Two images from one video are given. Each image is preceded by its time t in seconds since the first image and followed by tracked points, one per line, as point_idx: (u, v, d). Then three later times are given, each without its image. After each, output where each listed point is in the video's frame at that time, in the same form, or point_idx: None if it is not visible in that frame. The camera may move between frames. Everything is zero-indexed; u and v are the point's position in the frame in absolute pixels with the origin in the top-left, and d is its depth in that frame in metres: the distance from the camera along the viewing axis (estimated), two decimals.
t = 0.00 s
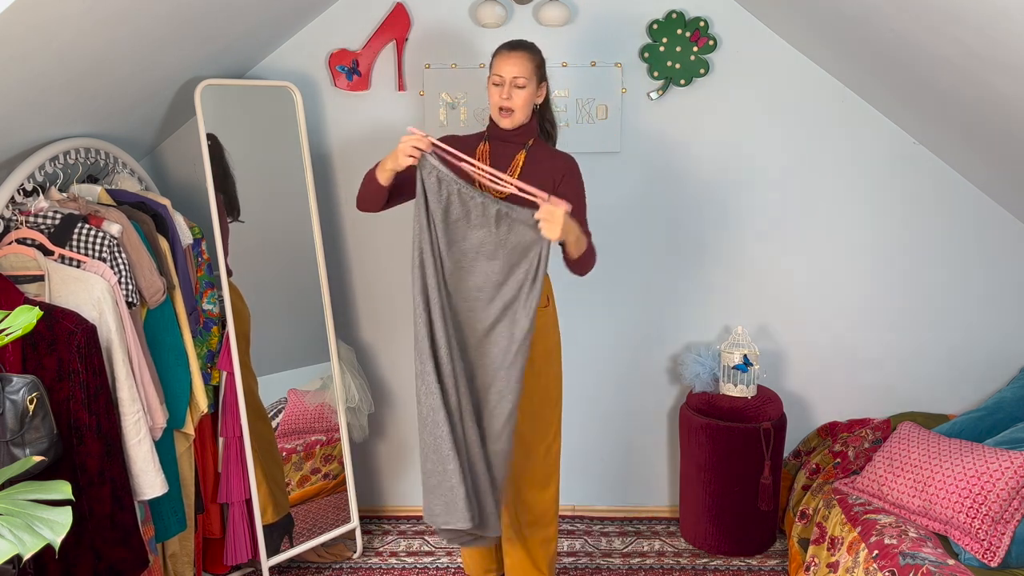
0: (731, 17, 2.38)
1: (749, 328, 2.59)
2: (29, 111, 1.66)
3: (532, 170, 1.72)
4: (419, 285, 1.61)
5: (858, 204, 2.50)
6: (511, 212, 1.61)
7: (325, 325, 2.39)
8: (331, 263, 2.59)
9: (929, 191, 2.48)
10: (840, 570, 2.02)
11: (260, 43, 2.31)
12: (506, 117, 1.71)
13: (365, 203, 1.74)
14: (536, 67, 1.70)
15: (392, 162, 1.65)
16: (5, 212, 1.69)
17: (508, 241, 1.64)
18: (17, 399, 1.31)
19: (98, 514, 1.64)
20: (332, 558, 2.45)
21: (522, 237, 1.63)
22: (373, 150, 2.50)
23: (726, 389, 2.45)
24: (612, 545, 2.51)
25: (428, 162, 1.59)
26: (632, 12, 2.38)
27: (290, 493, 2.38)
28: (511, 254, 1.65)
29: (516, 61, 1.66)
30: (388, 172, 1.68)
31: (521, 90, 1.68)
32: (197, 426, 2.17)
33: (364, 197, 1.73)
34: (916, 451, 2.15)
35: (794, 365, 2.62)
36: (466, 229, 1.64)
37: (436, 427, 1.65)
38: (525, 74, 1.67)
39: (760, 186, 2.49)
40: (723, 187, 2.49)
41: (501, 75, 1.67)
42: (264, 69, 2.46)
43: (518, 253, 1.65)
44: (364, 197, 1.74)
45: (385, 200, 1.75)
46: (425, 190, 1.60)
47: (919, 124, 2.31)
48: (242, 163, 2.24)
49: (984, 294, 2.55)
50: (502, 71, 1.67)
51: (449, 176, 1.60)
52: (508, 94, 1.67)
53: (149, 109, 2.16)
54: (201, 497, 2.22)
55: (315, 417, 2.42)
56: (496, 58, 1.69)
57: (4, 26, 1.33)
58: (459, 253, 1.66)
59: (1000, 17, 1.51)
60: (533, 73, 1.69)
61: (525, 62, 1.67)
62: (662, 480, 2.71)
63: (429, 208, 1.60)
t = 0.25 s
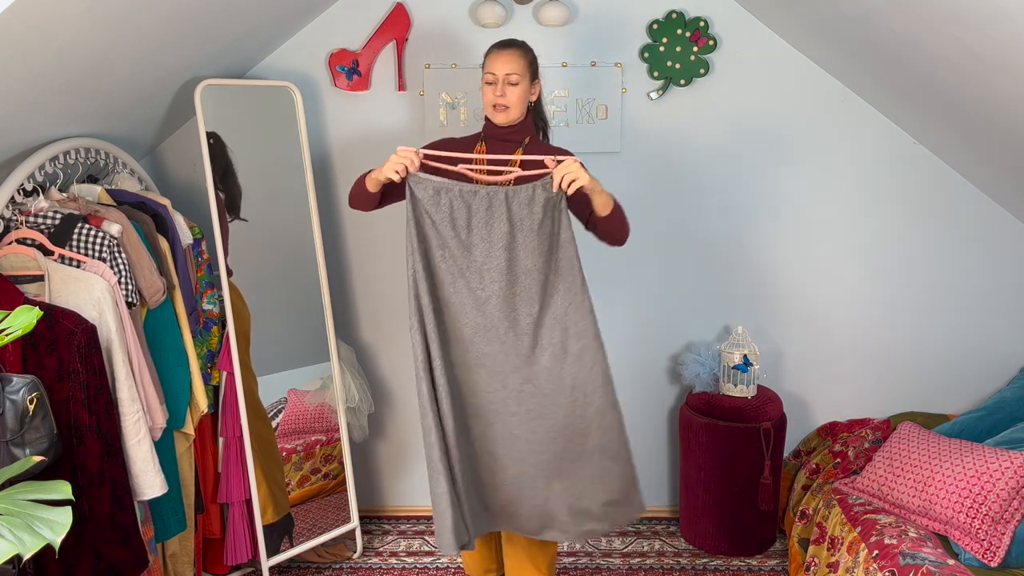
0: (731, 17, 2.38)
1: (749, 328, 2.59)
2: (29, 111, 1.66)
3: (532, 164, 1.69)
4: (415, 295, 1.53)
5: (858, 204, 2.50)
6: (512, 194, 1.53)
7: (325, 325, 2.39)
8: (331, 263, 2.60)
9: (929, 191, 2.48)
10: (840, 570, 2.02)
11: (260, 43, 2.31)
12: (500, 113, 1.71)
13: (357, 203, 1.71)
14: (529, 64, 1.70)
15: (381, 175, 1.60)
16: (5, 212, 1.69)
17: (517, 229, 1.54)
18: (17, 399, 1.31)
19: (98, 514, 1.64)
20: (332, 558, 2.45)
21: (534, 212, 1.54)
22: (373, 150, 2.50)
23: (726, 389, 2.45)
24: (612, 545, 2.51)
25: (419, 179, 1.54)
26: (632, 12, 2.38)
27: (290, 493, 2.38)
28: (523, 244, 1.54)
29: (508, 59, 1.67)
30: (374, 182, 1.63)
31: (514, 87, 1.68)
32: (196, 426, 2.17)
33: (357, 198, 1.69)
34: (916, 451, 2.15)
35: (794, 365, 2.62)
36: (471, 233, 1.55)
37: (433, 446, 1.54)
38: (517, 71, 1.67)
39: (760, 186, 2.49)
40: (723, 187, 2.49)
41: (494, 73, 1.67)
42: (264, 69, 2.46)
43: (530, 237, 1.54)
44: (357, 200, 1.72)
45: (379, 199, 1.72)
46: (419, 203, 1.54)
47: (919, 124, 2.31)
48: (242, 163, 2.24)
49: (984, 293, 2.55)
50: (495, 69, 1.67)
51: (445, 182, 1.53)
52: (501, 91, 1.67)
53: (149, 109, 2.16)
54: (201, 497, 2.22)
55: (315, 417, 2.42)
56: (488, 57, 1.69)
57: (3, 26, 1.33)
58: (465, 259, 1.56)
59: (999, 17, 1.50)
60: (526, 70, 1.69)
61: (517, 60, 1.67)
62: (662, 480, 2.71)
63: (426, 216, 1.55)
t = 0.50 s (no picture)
0: (731, 17, 2.38)
1: (749, 329, 2.60)
2: (29, 111, 1.66)
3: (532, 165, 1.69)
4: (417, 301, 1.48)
5: (858, 204, 2.50)
6: (519, 193, 1.49)
7: (325, 325, 2.40)
8: (331, 263, 2.59)
9: (929, 191, 2.48)
10: (840, 570, 2.02)
11: (260, 43, 2.31)
12: (498, 121, 1.71)
13: (353, 194, 1.67)
14: (522, 68, 1.68)
15: (381, 176, 1.54)
16: (5, 212, 1.69)
17: (524, 228, 1.49)
18: (17, 399, 1.31)
19: (98, 514, 1.64)
20: (332, 558, 2.45)
21: (541, 212, 1.50)
22: (372, 150, 2.50)
23: (726, 389, 2.45)
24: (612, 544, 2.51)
25: (427, 184, 1.49)
26: (632, 12, 2.38)
27: (290, 493, 2.37)
28: (531, 245, 1.50)
29: (501, 65, 1.65)
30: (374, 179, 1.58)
31: (509, 93, 1.68)
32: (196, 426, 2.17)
33: (353, 190, 1.66)
34: (916, 451, 2.15)
35: (794, 365, 2.62)
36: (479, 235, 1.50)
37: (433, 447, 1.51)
38: (511, 77, 1.65)
39: (760, 186, 2.49)
40: (723, 187, 2.49)
41: (488, 80, 1.66)
42: (264, 69, 2.46)
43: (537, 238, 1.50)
44: (351, 193, 1.68)
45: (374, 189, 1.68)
46: (424, 208, 1.50)
47: (918, 124, 2.31)
48: (242, 163, 2.24)
49: (984, 293, 2.55)
50: (488, 77, 1.66)
51: (452, 187, 1.49)
52: (497, 99, 1.67)
53: (149, 109, 2.16)
54: (201, 497, 2.22)
55: (315, 417, 2.42)
56: (479, 64, 1.67)
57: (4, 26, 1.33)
58: (472, 262, 1.50)
59: (999, 16, 1.50)
60: (518, 73, 1.67)
61: (509, 65, 1.65)
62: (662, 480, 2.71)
63: (431, 221, 1.50)
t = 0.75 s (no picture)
0: (731, 17, 2.38)
1: (749, 328, 2.60)
2: (29, 111, 1.66)
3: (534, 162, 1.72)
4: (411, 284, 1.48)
5: (859, 204, 2.50)
6: (529, 186, 1.47)
7: (325, 325, 2.40)
8: (331, 263, 2.60)
9: (929, 191, 2.48)
10: (840, 570, 2.02)
11: (260, 43, 2.31)
12: (499, 123, 1.72)
13: (354, 177, 1.67)
14: (518, 70, 1.67)
15: (382, 162, 1.54)
16: (5, 212, 1.69)
17: (528, 223, 1.48)
18: (17, 399, 1.31)
19: (98, 514, 1.64)
20: (332, 558, 2.45)
21: (550, 207, 1.48)
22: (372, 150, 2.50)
23: (726, 389, 2.45)
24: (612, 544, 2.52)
25: (433, 176, 1.47)
26: (633, 12, 2.38)
27: (290, 493, 2.37)
28: (537, 239, 1.50)
29: (500, 68, 1.64)
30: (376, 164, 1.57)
31: (508, 95, 1.67)
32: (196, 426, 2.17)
33: (353, 173, 1.66)
34: (917, 451, 2.15)
35: (794, 365, 2.62)
36: (482, 225, 1.48)
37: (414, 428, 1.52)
38: (509, 81, 1.64)
39: (760, 186, 2.49)
40: (723, 187, 2.49)
41: (486, 85, 1.65)
42: (264, 69, 2.46)
43: (543, 232, 1.49)
44: (353, 178, 1.68)
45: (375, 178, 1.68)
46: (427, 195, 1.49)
47: (919, 123, 2.31)
48: (242, 163, 2.24)
49: (984, 293, 2.55)
50: (486, 81, 1.64)
51: (459, 178, 1.47)
52: (497, 103, 1.66)
53: (149, 109, 2.16)
54: (201, 497, 2.22)
55: (315, 417, 2.42)
56: (476, 67, 1.66)
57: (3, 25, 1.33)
58: (472, 252, 1.49)
59: (1000, 16, 1.50)
60: (515, 74, 1.66)
61: (506, 68, 1.64)
62: (662, 480, 2.71)
63: (433, 208, 1.49)
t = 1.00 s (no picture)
0: (731, 17, 2.38)
1: (749, 328, 2.60)
2: (29, 111, 1.66)
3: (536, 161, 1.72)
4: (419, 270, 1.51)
5: (859, 203, 2.50)
6: (538, 174, 1.49)
7: (325, 325, 2.40)
8: (331, 263, 2.59)
9: (929, 191, 2.48)
10: (840, 570, 2.02)
11: (260, 43, 2.31)
12: (500, 124, 1.72)
13: (354, 170, 1.68)
14: (517, 68, 1.68)
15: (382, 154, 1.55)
16: (5, 212, 1.69)
17: (536, 210, 1.51)
18: (17, 399, 1.31)
19: (98, 514, 1.63)
20: (332, 558, 2.45)
21: (559, 195, 1.51)
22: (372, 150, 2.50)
23: (726, 389, 2.45)
24: (612, 545, 2.51)
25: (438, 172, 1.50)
26: (633, 12, 2.38)
27: (290, 493, 2.37)
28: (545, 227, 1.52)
29: (499, 68, 1.64)
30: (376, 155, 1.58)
31: (508, 95, 1.68)
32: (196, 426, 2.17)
33: (354, 165, 1.66)
34: (917, 451, 2.15)
35: (794, 365, 2.62)
36: (489, 212, 1.51)
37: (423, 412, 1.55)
38: (509, 80, 1.65)
39: (760, 185, 2.49)
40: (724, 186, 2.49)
41: (486, 85, 1.65)
42: (264, 69, 2.46)
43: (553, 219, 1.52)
44: (354, 171, 1.68)
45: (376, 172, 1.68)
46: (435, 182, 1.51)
47: (919, 123, 2.31)
48: (242, 163, 2.24)
49: (984, 293, 2.54)
50: (486, 82, 1.65)
51: (469, 169, 1.50)
52: (497, 103, 1.67)
53: (149, 109, 2.16)
54: (201, 496, 2.22)
55: (315, 417, 2.42)
56: (475, 70, 1.67)
57: (3, 25, 1.33)
58: (480, 239, 1.52)
59: (1000, 16, 1.50)
60: (514, 74, 1.67)
61: (506, 68, 1.64)
62: (662, 481, 2.71)
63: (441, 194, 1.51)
